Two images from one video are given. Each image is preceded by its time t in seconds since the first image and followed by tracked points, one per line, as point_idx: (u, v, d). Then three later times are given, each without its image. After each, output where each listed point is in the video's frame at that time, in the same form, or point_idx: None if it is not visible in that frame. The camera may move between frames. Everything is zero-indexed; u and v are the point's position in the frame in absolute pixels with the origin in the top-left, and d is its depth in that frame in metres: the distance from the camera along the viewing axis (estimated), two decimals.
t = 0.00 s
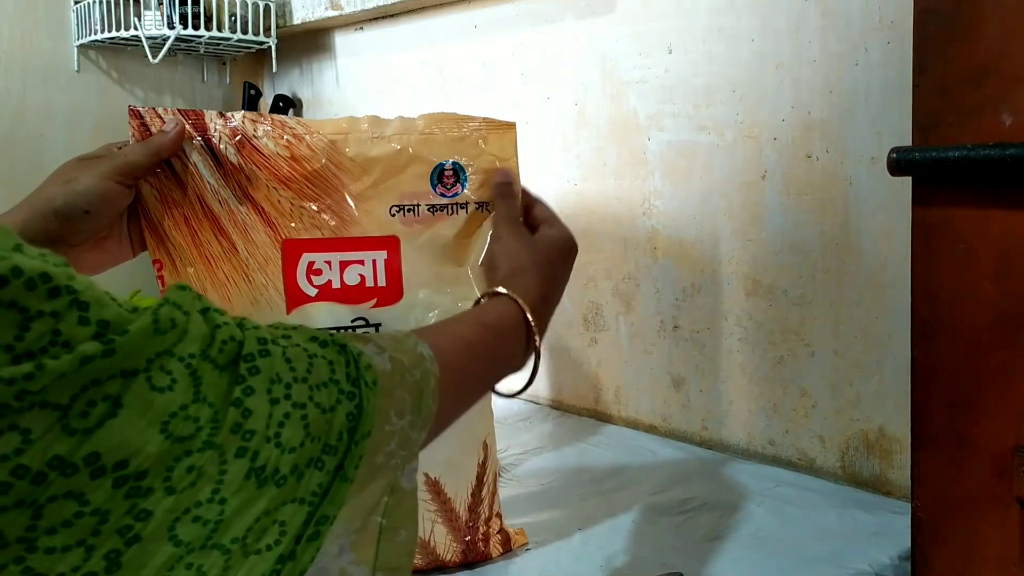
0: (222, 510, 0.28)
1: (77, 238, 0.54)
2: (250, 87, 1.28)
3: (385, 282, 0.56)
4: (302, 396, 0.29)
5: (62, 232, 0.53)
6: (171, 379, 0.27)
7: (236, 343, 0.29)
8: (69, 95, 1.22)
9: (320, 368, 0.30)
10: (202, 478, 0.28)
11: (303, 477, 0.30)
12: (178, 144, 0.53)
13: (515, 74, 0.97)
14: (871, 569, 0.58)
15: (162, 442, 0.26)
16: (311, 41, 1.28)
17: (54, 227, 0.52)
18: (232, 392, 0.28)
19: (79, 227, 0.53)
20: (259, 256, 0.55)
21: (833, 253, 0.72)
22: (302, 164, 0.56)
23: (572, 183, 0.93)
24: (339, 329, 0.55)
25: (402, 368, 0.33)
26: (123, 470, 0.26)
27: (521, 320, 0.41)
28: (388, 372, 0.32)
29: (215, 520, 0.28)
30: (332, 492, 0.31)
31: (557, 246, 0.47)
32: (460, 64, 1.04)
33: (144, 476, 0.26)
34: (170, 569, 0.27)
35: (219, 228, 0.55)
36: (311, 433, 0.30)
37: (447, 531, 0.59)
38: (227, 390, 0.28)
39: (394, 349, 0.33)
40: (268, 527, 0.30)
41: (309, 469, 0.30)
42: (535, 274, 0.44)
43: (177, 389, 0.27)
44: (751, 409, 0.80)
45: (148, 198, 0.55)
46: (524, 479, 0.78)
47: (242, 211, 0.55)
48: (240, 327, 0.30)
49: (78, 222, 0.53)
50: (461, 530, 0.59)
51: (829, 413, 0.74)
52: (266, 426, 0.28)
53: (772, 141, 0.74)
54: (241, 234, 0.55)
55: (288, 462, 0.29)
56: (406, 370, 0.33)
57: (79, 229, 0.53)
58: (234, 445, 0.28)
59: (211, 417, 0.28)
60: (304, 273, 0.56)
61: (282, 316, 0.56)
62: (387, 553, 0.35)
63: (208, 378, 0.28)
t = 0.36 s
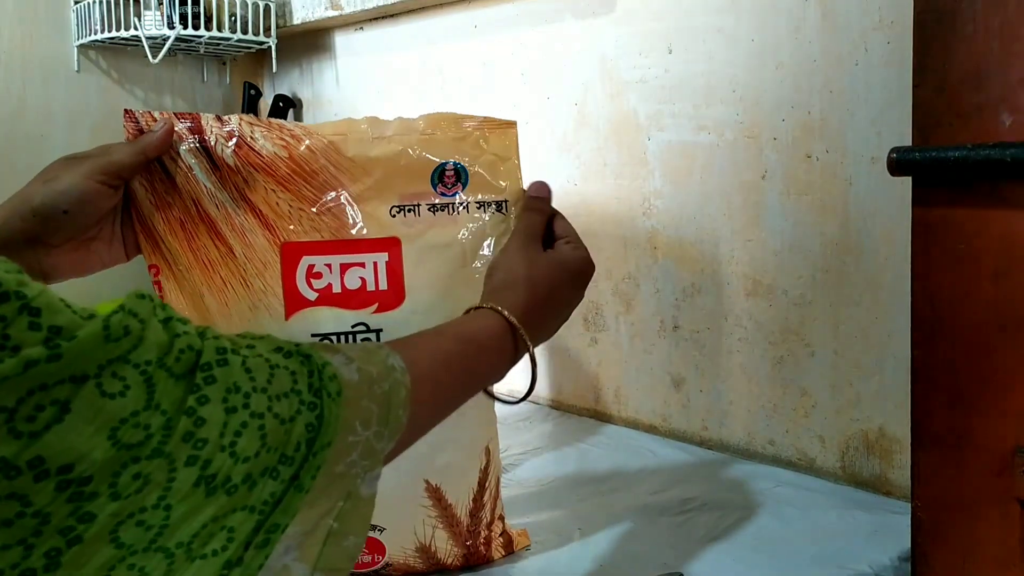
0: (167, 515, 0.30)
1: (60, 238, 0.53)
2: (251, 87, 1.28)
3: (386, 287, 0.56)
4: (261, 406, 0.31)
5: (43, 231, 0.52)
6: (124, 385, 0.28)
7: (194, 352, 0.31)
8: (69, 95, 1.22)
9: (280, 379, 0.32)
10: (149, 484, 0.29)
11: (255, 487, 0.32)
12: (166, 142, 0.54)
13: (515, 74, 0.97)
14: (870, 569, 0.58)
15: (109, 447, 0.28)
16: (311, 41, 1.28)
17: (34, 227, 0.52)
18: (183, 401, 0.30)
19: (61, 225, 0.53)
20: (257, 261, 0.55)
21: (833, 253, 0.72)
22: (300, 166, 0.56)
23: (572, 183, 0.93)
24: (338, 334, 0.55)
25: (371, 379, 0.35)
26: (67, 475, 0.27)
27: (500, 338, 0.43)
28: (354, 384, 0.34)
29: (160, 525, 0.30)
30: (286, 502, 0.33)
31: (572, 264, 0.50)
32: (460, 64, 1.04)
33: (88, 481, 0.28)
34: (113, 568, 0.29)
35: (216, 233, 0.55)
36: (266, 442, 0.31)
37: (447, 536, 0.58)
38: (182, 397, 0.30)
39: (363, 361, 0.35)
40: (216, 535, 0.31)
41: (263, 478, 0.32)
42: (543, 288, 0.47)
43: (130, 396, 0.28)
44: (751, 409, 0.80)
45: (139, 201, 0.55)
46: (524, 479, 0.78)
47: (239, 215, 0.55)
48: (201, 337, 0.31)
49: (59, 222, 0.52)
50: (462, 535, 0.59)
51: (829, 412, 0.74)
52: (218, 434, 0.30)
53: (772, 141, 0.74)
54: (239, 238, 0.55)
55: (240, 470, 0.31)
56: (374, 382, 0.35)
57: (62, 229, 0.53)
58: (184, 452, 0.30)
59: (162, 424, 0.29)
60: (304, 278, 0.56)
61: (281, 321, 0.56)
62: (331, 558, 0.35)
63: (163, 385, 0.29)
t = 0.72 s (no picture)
0: (135, 525, 0.29)
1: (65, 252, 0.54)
2: (251, 87, 1.28)
3: (386, 290, 0.56)
4: (234, 415, 0.31)
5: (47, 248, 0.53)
6: (89, 393, 0.28)
7: (166, 360, 0.30)
8: (69, 95, 1.22)
9: (257, 389, 0.32)
10: (116, 492, 0.29)
11: (228, 497, 0.31)
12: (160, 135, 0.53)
13: (515, 73, 0.97)
14: (870, 569, 0.58)
15: (71, 455, 0.27)
16: (311, 40, 1.28)
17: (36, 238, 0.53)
18: (153, 408, 0.29)
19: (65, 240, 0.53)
20: (255, 264, 0.55)
21: (833, 253, 0.72)
22: (302, 167, 0.56)
23: (572, 183, 0.93)
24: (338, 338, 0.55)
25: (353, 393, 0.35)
26: (29, 481, 0.27)
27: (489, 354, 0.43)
28: (335, 396, 0.34)
29: (127, 535, 0.29)
30: (260, 512, 0.33)
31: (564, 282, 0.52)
32: (460, 64, 1.04)
33: (50, 488, 0.27)
34: None
35: (216, 234, 0.55)
36: (239, 452, 0.31)
37: (447, 536, 0.58)
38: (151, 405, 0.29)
39: (346, 372, 0.35)
40: (188, 547, 0.30)
41: (237, 489, 0.31)
42: (536, 302, 0.49)
43: (96, 403, 0.28)
44: (751, 409, 0.80)
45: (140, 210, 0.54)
46: (524, 480, 0.78)
47: (240, 216, 0.55)
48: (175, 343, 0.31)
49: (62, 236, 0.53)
50: (462, 536, 0.59)
51: (829, 413, 0.74)
52: (188, 444, 0.30)
53: (772, 141, 0.74)
54: (240, 240, 0.55)
55: (212, 480, 0.30)
56: (357, 394, 0.35)
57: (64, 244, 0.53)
58: (152, 461, 0.29)
59: (129, 432, 0.29)
60: (304, 280, 0.55)
61: (282, 323, 0.55)
62: None
63: (130, 393, 0.29)
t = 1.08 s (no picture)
0: (131, 514, 0.30)
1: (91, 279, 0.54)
2: (251, 87, 1.28)
3: (389, 290, 0.56)
4: (231, 406, 0.31)
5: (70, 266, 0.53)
6: (85, 380, 0.28)
7: (163, 350, 0.30)
8: (69, 95, 1.22)
9: (254, 380, 0.32)
10: (112, 481, 0.29)
11: (226, 487, 0.31)
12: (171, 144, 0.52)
13: (515, 73, 0.97)
14: (870, 569, 0.58)
15: (67, 442, 0.28)
16: (311, 40, 1.28)
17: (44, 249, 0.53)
18: (148, 398, 0.30)
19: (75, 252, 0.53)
20: (259, 263, 0.55)
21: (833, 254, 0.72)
22: (309, 165, 0.56)
23: (572, 183, 0.93)
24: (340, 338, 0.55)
25: (352, 387, 0.35)
26: (26, 468, 0.27)
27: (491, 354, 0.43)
28: (334, 391, 0.34)
29: (124, 524, 0.30)
30: (258, 504, 0.33)
31: (567, 286, 0.52)
32: (460, 64, 1.04)
33: (46, 476, 0.28)
34: (77, 565, 0.29)
35: (221, 232, 0.55)
36: (236, 443, 0.31)
37: (447, 536, 0.58)
38: (148, 394, 0.30)
39: (346, 368, 0.36)
40: (185, 537, 0.31)
41: (235, 480, 0.32)
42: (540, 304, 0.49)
43: (92, 391, 0.28)
44: (751, 409, 0.80)
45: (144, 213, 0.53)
46: (524, 480, 0.78)
47: (245, 215, 0.55)
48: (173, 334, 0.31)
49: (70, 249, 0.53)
50: (462, 535, 0.59)
51: (829, 413, 0.74)
52: (184, 433, 0.30)
53: (772, 141, 0.74)
54: (244, 238, 0.55)
55: (208, 470, 0.31)
56: (357, 389, 0.35)
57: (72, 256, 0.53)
58: (148, 450, 0.29)
59: (125, 421, 0.29)
60: (307, 279, 0.56)
61: (283, 321, 0.56)
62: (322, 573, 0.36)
63: (126, 382, 0.29)
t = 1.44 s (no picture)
0: (128, 554, 0.27)
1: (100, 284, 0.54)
2: (251, 87, 1.28)
3: (387, 289, 0.56)
4: (229, 439, 0.29)
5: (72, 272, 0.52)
6: (84, 413, 0.26)
7: (159, 383, 0.29)
8: (69, 95, 1.22)
9: (249, 413, 0.31)
10: (108, 518, 0.27)
11: (224, 525, 0.29)
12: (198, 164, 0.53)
13: (515, 73, 0.97)
14: (870, 570, 0.58)
15: (64, 476, 0.25)
16: (311, 40, 1.28)
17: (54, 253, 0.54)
18: (146, 432, 0.28)
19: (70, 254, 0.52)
20: (258, 263, 0.55)
21: (833, 254, 0.72)
22: (307, 165, 0.56)
23: (572, 183, 0.93)
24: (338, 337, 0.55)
25: (343, 415, 0.33)
26: (20, 505, 0.25)
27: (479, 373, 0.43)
28: (325, 420, 0.33)
29: (120, 564, 0.27)
30: (257, 544, 0.31)
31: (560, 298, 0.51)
32: (460, 64, 1.04)
33: (42, 512, 0.25)
34: None
35: (219, 233, 0.55)
36: (233, 477, 0.29)
37: (447, 535, 0.58)
38: (144, 427, 0.28)
39: (335, 395, 0.34)
40: None
41: (233, 516, 0.29)
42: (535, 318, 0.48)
43: (91, 424, 0.26)
44: (751, 409, 0.80)
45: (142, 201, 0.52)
46: (524, 480, 0.78)
47: (244, 216, 0.55)
48: (168, 366, 0.30)
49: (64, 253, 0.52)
50: (462, 534, 0.58)
51: (829, 412, 0.74)
52: (182, 467, 0.28)
53: (772, 141, 0.74)
54: (243, 238, 0.55)
55: (205, 507, 0.29)
56: (346, 418, 0.34)
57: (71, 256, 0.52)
58: (145, 486, 0.27)
59: (121, 455, 0.27)
60: (306, 279, 0.56)
61: (283, 321, 0.56)
62: None
63: (123, 415, 0.27)
